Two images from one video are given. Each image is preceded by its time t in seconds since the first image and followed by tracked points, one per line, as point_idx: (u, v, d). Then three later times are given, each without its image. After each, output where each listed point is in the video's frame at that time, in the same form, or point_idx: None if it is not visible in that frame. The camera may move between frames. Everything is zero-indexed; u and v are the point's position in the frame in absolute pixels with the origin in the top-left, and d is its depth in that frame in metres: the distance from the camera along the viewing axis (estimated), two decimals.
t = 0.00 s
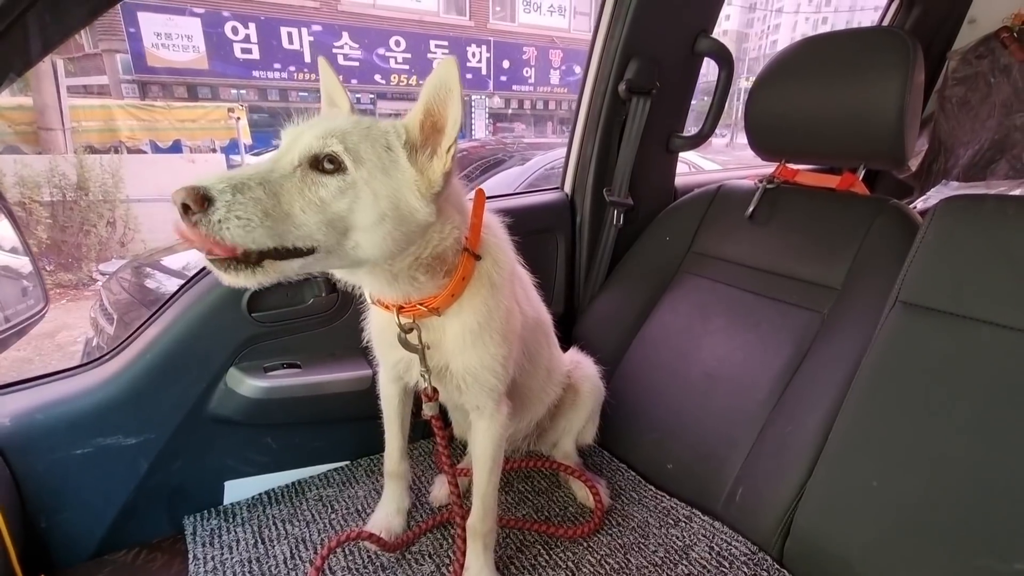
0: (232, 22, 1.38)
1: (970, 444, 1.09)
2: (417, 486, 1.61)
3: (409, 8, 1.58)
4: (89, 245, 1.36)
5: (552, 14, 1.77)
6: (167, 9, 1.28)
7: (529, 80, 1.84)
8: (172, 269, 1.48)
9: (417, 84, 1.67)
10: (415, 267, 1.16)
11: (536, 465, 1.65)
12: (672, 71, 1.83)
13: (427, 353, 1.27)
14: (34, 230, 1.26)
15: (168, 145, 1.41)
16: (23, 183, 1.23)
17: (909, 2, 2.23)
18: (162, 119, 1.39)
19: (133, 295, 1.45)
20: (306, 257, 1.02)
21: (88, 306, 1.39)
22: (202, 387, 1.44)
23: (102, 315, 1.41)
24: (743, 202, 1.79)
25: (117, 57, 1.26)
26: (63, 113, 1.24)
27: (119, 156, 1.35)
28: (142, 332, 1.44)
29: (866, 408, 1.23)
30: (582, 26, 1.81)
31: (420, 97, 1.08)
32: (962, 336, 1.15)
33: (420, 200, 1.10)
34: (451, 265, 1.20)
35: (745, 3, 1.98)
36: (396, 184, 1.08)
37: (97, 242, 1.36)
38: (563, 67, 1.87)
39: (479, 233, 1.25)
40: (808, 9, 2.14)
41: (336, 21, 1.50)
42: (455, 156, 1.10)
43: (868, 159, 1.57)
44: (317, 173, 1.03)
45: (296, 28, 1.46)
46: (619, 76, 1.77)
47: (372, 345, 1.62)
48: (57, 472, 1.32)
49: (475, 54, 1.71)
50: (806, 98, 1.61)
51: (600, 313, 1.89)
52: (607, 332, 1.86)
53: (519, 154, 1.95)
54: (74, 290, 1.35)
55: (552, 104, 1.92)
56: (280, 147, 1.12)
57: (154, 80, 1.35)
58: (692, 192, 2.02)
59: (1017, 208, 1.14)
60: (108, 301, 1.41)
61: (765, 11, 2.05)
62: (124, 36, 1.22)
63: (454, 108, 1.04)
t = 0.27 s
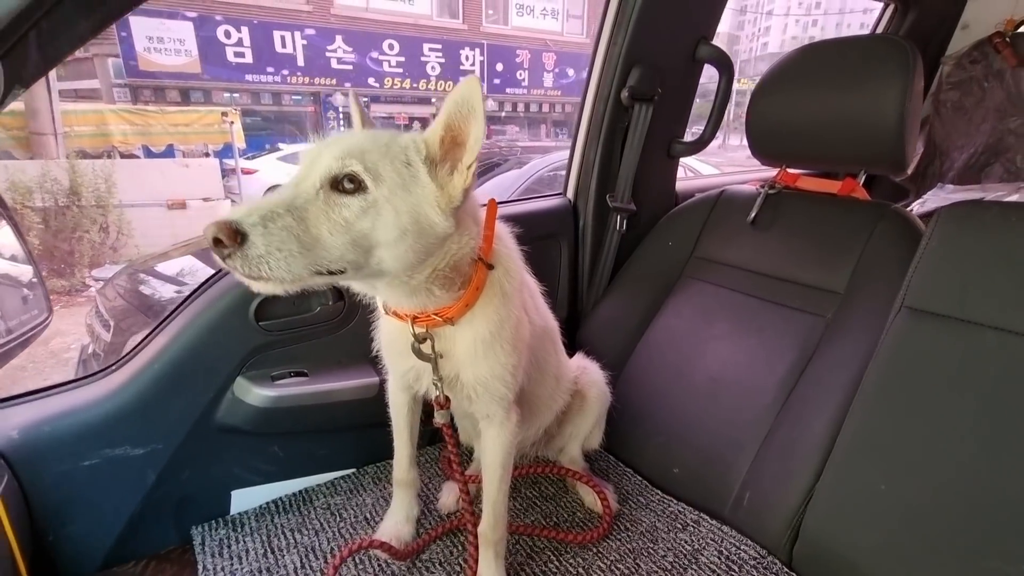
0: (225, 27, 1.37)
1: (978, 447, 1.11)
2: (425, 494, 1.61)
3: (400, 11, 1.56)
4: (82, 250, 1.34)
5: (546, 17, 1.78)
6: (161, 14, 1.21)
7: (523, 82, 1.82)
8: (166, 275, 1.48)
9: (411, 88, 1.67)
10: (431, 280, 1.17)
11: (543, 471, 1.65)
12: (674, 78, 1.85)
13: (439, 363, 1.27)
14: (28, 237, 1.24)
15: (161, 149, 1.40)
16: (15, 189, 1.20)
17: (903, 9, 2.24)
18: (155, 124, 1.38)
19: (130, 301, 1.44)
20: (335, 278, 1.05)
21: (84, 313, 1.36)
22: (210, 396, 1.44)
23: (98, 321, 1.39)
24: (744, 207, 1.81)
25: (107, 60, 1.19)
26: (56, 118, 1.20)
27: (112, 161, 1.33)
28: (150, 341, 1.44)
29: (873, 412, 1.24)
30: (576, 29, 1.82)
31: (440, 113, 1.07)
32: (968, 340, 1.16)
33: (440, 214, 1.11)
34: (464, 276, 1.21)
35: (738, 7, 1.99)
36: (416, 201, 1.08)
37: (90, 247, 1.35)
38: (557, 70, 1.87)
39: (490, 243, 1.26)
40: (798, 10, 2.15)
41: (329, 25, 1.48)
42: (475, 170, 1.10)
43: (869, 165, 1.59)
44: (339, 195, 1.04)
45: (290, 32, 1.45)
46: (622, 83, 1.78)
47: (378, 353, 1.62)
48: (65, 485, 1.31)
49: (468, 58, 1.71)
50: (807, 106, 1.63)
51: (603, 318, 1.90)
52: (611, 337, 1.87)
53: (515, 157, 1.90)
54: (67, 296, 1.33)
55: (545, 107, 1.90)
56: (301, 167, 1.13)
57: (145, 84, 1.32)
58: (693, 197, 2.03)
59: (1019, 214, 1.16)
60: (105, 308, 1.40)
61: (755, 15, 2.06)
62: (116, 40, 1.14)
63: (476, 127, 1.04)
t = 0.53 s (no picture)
0: (212, 28, 1.35)
1: (991, 446, 1.11)
2: (432, 499, 1.60)
3: (391, 12, 1.56)
4: (69, 255, 1.29)
5: (537, 19, 1.76)
6: (152, 15, 1.17)
7: (513, 84, 1.77)
8: (156, 280, 1.45)
9: (401, 89, 1.64)
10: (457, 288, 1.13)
11: (551, 474, 1.64)
12: (675, 79, 1.85)
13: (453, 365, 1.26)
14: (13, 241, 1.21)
15: (149, 152, 1.37)
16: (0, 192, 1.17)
17: (897, 11, 2.27)
18: (143, 126, 1.35)
19: (121, 306, 1.40)
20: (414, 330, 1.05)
21: (74, 317, 1.32)
22: (213, 403, 1.41)
23: (87, 326, 1.34)
24: (747, 208, 1.81)
25: (94, 62, 1.13)
26: (42, 121, 1.15)
27: (99, 163, 1.30)
28: (151, 347, 1.40)
29: (884, 412, 1.25)
30: (565, 31, 1.82)
31: (455, 131, 1.03)
32: (979, 340, 1.17)
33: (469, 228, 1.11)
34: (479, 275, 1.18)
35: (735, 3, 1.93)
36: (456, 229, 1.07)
37: (77, 251, 1.31)
38: (547, 72, 1.83)
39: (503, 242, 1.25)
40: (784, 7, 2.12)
41: (319, 27, 1.48)
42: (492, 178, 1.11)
43: (872, 167, 1.60)
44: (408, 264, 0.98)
45: (278, 34, 1.43)
46: (624, 85, 1.78)
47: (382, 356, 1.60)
48: (64, 495, 1.28)
49: (457, 59, 1.70)
50: (810, 107, 1.63)
51: (607, 319, 1.89)
52: (615, 339, 1.87)
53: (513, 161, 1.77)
54: (54, 300, 1.29)
55: (536, 108, 1.80)
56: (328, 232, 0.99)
57: (132, 86, 1.29)
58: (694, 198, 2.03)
59: None
60: (95, 314, 1.35)
61: (743, 16, 2.01)
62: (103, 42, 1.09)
63: (500, 142, 1.03)
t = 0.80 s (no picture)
0: (206, 28, 1.33)
1: (976, 430, 1.12)
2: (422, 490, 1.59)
3: (387, 15, 1.55)
4: (58, 255, 1.26)
5: (531, 23, 1.79)
6: (138, 13, 1.18)
7: (508, 87, 1.83)
8: (147, 279, 1.42)
9: (396, 92, 1.64)
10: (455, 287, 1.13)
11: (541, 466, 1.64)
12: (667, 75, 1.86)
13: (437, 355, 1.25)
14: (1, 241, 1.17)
15: (141, 153, 1.33)
16: None
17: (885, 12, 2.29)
18: (134, 126, 1.30)
19: (110, 304, 1.38)
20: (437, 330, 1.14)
21: (62, 317, 1.30)
22: (201, 393, 1.40)
23: (76, 325, 1.33)
24: (738, 202, 1.82)
25: (86, 62, 1.12)
26: (31, 117, 1.12)
27: (89, 163, 1.25)
28: (138, 337, 1.39)
29: (872, 398, 1.25)
30: (560, 35, 1.84)
31: (462, 139, 1.06)
32: (965, 325, 1.18)
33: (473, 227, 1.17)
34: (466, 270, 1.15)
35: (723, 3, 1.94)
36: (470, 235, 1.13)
37: (67, 251, 1.27)
38: (542, 75, 1.87)
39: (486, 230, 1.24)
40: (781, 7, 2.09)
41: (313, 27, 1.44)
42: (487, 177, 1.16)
43: (859, 161, 1.62)
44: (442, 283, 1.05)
45: (274, 35, 1.41)
46: (617, 79, 1.79)
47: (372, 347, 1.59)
48: (49, 484, 1.26)
49: (453, 62, 1.71)
50: (799, 102, 1.65)
51: (598, 313, 1.90)
52: (606, 332, 1.87)
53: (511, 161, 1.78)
54: (43, 301, 1.26)
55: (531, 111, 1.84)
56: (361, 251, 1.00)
57: (124, 86, 1.25)
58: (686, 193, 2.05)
59: (1011, 201, 1.17)
60: (84, 312, 1.34)
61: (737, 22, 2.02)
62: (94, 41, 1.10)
63: (501, 149, 1.09)
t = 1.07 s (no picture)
0: (212, 28, 1.36)
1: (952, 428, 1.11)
2: (400, 485, 1.58)
3: (392, 17, 1.57)
4: (58, 248, 1.30)
5: (537, 28, 1.81)
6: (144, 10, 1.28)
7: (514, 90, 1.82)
8: (144, 274, 1.42)
9: (401, 94, 1.64)
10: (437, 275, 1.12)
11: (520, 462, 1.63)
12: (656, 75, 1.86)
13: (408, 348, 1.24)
14: None
15: (144, 149, 1.37)
16: None
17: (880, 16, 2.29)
18: (138, 122, 1.34)
19: (104, 298, 1.39)
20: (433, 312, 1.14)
21: (56, 311, 1.34)
22: (178, 382, 1.39)
23: (70, 318, 1.36)
24: (725, 202, 1.82)
25: (93, 58, 1.22)
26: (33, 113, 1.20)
27: (92, 160, 1.29)
28: (114, 324, 1.38)
29: (850, 396, 1.24)
30: (566, 40, 1.84)
31: (455, 125, 1.08)
32: (943, 323, 1.17)
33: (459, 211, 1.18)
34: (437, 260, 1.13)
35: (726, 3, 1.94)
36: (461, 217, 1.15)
37: (68, 245, 1.31)
38: (547, 80, 1.88)
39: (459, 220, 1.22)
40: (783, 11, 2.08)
41: (320, 30, 1.47)
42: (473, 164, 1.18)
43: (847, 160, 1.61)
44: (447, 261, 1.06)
45: (278, 35, 1.43)
46: (605, 77, 1.79)
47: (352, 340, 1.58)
48: (20, 470, 1.25)
49: (458, 65, 1.73)
50: (786, 101, 1.64)
51: (585, 311, 1.89)
52: (592, 330, 1.86)
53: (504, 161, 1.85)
54: (40, 297, 1.31)
55: (535, 115, 1.90)
56: (367, 228, 0.99)
57: (130, 84, 1.30)
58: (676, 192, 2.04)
59: (990, 199, 1.17)
60: (79, 307, 1.36)
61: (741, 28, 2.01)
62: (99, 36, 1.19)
63: (491, 137, 1.12)
